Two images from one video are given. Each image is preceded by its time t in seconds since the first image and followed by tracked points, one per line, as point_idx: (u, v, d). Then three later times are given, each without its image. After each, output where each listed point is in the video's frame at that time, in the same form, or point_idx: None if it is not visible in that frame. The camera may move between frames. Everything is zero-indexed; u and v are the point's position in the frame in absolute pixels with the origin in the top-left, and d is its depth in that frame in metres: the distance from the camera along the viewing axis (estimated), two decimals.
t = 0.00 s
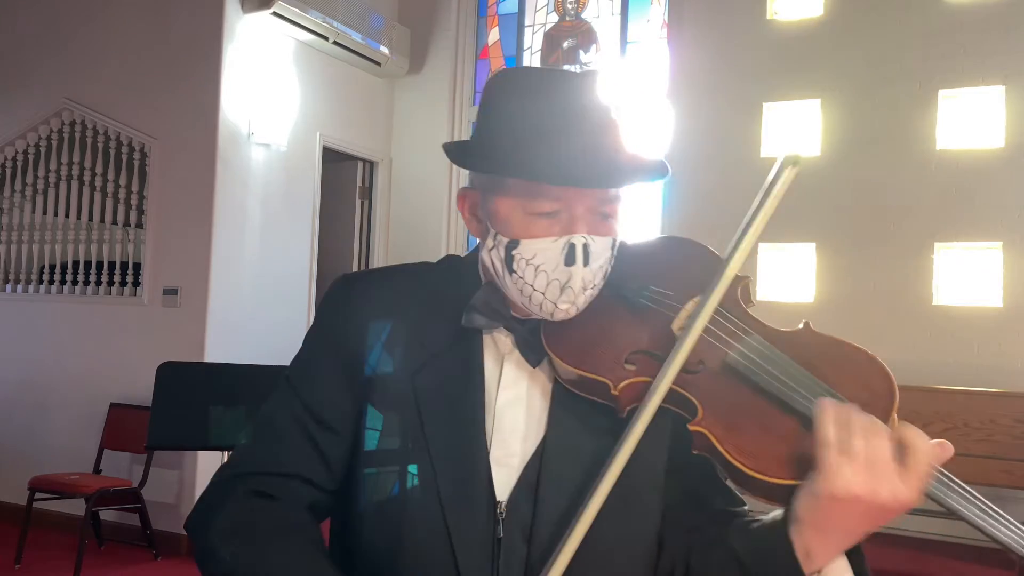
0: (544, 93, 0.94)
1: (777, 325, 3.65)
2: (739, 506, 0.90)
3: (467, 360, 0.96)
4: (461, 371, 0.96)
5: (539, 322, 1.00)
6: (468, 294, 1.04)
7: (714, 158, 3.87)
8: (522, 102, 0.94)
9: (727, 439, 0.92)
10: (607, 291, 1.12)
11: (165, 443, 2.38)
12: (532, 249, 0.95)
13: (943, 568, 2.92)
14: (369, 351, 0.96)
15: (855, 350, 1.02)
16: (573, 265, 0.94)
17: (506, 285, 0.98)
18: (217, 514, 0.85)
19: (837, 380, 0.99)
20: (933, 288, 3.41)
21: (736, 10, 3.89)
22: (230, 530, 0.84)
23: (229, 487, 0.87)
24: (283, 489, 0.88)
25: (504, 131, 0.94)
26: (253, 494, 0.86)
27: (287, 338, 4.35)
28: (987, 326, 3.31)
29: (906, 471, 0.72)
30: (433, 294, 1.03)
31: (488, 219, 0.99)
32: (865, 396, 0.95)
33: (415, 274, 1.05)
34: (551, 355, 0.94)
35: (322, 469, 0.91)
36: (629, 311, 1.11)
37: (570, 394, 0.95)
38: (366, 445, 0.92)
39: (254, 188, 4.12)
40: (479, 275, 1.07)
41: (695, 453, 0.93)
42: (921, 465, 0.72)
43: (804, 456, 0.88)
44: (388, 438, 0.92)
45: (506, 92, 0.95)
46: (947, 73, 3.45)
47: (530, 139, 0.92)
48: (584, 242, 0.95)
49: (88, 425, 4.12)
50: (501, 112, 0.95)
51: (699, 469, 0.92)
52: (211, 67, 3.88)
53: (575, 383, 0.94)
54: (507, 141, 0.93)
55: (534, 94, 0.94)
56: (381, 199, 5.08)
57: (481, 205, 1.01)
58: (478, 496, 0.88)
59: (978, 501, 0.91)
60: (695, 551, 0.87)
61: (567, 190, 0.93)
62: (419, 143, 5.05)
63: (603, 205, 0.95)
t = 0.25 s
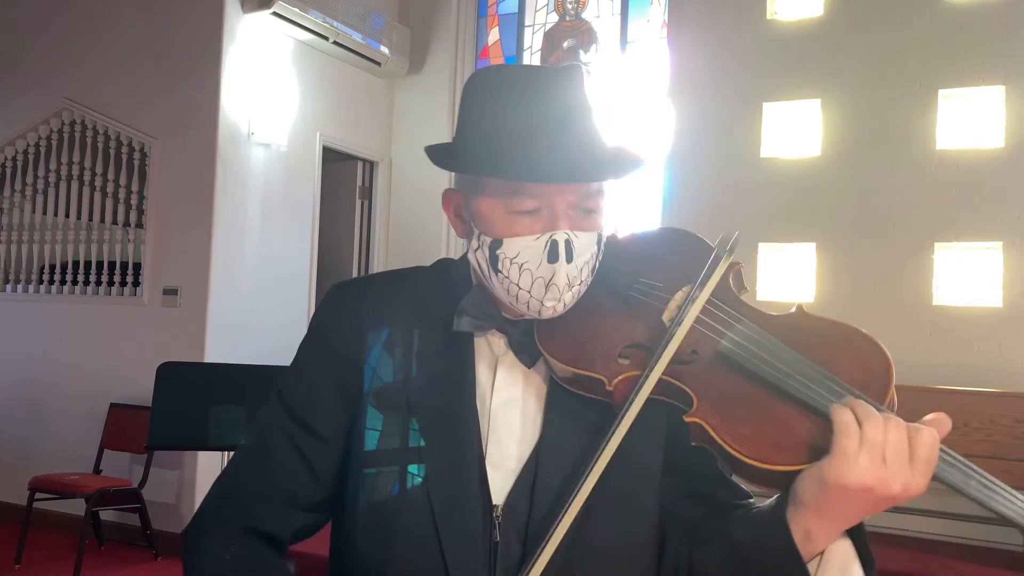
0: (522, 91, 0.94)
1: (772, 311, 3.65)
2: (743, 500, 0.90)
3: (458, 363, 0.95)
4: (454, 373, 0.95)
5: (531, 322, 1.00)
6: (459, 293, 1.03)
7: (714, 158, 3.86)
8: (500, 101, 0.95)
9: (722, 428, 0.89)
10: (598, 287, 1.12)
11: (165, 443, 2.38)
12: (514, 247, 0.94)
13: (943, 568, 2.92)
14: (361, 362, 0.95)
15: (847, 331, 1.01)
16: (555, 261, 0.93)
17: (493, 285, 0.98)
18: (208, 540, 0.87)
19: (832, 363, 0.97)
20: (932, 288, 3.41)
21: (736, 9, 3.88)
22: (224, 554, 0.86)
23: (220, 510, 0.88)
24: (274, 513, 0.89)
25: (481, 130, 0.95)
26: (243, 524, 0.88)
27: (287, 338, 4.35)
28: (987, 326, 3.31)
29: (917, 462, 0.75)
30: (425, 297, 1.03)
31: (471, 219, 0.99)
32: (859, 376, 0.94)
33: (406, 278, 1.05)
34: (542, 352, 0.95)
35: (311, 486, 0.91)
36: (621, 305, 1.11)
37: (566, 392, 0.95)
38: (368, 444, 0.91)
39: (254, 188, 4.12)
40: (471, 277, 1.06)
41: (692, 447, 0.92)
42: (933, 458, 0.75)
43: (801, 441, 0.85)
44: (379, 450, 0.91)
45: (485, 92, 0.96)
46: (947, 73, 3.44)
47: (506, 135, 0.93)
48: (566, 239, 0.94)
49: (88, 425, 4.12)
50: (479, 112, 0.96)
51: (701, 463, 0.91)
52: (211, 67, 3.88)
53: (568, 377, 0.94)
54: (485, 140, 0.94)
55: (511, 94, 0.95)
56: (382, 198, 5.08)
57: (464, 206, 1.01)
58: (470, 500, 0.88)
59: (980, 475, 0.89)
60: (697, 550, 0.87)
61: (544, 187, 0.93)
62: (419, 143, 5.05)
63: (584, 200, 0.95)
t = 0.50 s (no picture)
0: (526, 99, 0.94)
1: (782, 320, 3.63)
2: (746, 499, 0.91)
3: (461, 372, 0.96)
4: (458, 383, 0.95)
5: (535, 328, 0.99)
6: (463, 301, 1.03)
7: (715, 158, 3.86)
8: (504, 109, 0.94)
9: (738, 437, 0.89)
10: (604, 291, 1.10)
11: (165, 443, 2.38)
12: (524, 259, 0.94)
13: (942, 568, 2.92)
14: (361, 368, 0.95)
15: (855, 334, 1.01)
16: (567, 273, 0.93)
17: (500, 295, 0.97)
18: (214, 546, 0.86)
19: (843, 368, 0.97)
20: (933, 287, 3.41)
21: (736, 9, 3.88)
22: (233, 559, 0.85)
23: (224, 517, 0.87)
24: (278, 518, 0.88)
25: (484, 139, 0.94)
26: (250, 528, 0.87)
27: (286, 338, 4.34)
28: (988, 326, 3.31)
29: (941, 477, 0.76)
30: (422, 304, 1.02)
31: (478, 230, 0.98)
32: (871, 381, 0.95)
33: (402, 284, 1.04)
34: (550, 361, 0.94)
35: (316, 489, 0.90)
36: (626, 310, 1.10)
37: (575, 400, 0.96)
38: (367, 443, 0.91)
39: (254, 188, 4.12)
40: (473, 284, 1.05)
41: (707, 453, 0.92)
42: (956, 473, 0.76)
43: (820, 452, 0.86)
44: (383, 454, 0.91)
45: (487, 99, 0.95)
46: (947, 73, 3.44)
47: (508, 146, 0.92)
48: (576, 250, 0.94)
49: (88, 425, 4.12)
50: (482, 120, 0.95)
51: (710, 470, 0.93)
52: (211, 68, 3.88)
53: (576, 383, 0.94)
54: (488, 150, 0.93)
55: (514, 101, 0.94)
56: (381, 198, 5.08)
57: (470, 216, 1.00)
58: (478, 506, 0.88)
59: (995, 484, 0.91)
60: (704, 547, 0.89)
61: (555, 200, 0.92)
62: (419, 143, 5.05)
63: (592, 210, 0.95)
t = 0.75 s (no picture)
0: (555, 109, 0.94)
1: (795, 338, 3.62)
2: (748, 515, 0.95)
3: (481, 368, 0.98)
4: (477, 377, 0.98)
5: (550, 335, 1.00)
6: (482, 306, 1.04)
7: (715, 158, 3.86)
8: (531, 117, 0.95)
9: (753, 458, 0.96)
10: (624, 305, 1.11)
11: (165, 444, 2.38)
12: (551, 269, 0.94)
13: (942, 568, 2.92)
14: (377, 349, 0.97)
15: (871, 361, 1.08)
16: (591, 286, 0.94)
17: (522, 303, 0.97)
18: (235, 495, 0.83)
19: (856, 397, 1.03)
20: (933, 287, 3.42)
21: (736, 9, 3.88)
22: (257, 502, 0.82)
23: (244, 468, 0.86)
24: (297, 472, 0.86)
25: (505, 151, 0.95)
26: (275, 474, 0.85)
27: (286, 338, 4.34)
28: (988, 326, 3.31)
29: (953, 507, 0.79)
30: (441, 300, 1.05)
31: (503, 236, 0.98)
32: (884, 413, 1.01)
33: (420, 281, 1.06)
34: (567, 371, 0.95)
35: (338, 458, 0.91)
36: (643, 323, 1.12)
37: (589, 409, 0.96)
38: (365, 445, 0.94)
39: (254, 188, 4.12)
40: (490, 290, 1.05)
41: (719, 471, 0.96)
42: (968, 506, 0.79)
43: (831, 476, 0.92)
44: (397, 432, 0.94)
45: (518, 106, 0.96)
46: (947, 73, 3.44)
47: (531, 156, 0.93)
48: (603, 263, 0.94)
49: (89, 425, 4.12)
50: (509, 125, 0.96)
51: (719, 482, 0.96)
52: (212, 68, 3.88)
53: (588, 394, 0.95)
54: (513, 157, 0.94)
55: (543, 110, 0.94)
56: (382, 198, 5.08)
57: (495, 222, 0.99)
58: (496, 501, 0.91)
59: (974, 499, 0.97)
60: (710, 554, 0.91)
61: (587, 213, 0.92)
62: (419, 143, 5.05)
63: (621, 223, 0.95)
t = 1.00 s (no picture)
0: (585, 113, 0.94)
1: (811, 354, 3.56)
2: (750, 527, 0.96)
3: (497, 361, 0.97)
4: (493, 370, 0.97)
5: (563, 336, 1.01)
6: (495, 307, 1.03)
7: (714, 158, 3.86)
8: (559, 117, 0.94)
9: (762, 466, 0.93)
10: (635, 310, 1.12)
11: (165, 444, 2.38)
12: (570, 269, 0.94)
13: (942, 568, 2.92)
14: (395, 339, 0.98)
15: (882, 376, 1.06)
16: (610, 288, 0.94)
17: (538, 302, 0.97)
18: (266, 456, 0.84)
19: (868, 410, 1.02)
20: (933, 287, 3.42)
21: (735, 9, 3.88)
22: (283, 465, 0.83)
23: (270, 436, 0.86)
24: (313, 448, 0.86)
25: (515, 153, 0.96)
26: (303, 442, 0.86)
27: (286, 339, 4.34)
28: (988, 326, 3.31)
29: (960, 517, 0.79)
30: (458, 294, 1.05)
31: (522, 234, 0.97)
32: (896, 426, 0.99)
33: (438, 274, 1.07)
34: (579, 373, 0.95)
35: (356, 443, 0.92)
36: (657, 329, 1.12)
37: (599, 412, 0.97)
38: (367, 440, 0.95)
39: (254, 188, 4.12)
40: (505, 289, 1.05)
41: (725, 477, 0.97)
42: (976, 516, 0.79)
43: (841, 486, 0.90)
44: (413, 422, 0.94)
45: (547, 105, 0.96)
46: (947, 73, 3.44)
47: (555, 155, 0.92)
48: (622, 266, 0.94)
49: (89, 425, 4.12)
50: (535, 124, 0.96)
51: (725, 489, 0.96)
52: (211, 67, 3.88)
53: (598, 399, 0.95)
54: (536, 155, 0.94)
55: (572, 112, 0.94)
56: (382, 198, 5.08)
57: (515, 219, 0.99)
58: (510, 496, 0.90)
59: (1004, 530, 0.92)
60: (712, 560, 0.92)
61: (609, 215, 0.92)
62: (419, 142, 5.05)
63: (642, 228, 0.95)
